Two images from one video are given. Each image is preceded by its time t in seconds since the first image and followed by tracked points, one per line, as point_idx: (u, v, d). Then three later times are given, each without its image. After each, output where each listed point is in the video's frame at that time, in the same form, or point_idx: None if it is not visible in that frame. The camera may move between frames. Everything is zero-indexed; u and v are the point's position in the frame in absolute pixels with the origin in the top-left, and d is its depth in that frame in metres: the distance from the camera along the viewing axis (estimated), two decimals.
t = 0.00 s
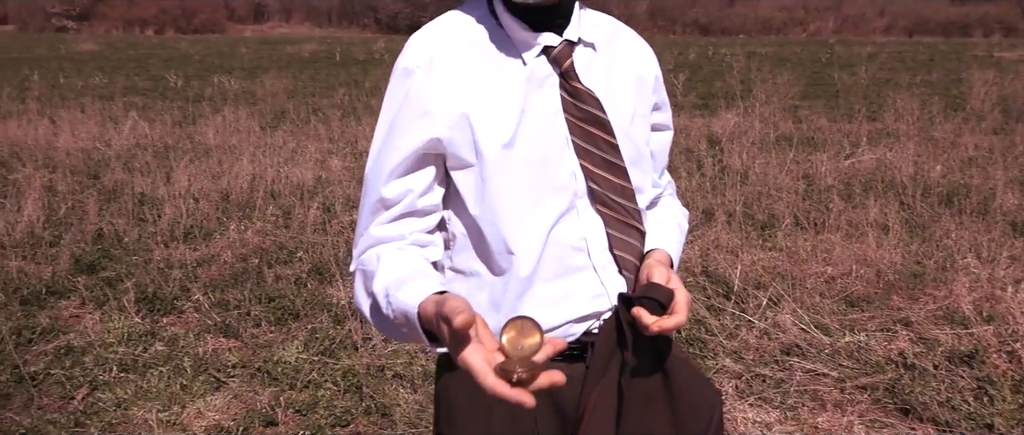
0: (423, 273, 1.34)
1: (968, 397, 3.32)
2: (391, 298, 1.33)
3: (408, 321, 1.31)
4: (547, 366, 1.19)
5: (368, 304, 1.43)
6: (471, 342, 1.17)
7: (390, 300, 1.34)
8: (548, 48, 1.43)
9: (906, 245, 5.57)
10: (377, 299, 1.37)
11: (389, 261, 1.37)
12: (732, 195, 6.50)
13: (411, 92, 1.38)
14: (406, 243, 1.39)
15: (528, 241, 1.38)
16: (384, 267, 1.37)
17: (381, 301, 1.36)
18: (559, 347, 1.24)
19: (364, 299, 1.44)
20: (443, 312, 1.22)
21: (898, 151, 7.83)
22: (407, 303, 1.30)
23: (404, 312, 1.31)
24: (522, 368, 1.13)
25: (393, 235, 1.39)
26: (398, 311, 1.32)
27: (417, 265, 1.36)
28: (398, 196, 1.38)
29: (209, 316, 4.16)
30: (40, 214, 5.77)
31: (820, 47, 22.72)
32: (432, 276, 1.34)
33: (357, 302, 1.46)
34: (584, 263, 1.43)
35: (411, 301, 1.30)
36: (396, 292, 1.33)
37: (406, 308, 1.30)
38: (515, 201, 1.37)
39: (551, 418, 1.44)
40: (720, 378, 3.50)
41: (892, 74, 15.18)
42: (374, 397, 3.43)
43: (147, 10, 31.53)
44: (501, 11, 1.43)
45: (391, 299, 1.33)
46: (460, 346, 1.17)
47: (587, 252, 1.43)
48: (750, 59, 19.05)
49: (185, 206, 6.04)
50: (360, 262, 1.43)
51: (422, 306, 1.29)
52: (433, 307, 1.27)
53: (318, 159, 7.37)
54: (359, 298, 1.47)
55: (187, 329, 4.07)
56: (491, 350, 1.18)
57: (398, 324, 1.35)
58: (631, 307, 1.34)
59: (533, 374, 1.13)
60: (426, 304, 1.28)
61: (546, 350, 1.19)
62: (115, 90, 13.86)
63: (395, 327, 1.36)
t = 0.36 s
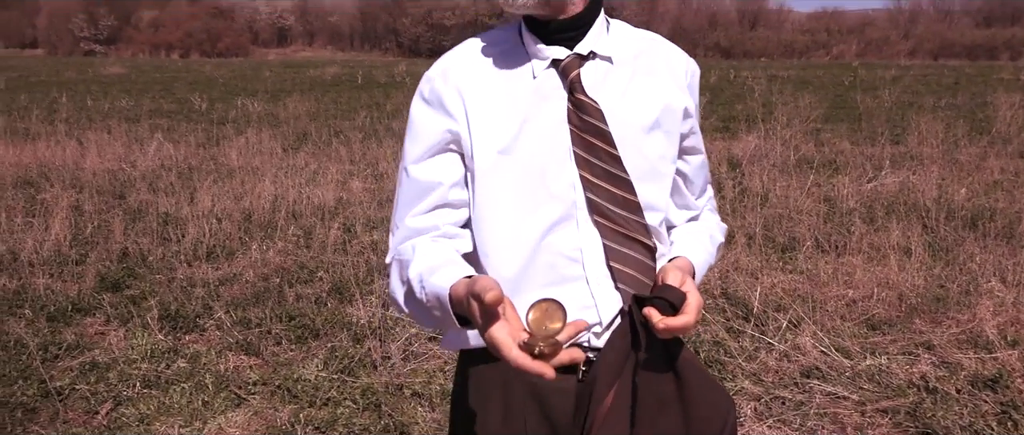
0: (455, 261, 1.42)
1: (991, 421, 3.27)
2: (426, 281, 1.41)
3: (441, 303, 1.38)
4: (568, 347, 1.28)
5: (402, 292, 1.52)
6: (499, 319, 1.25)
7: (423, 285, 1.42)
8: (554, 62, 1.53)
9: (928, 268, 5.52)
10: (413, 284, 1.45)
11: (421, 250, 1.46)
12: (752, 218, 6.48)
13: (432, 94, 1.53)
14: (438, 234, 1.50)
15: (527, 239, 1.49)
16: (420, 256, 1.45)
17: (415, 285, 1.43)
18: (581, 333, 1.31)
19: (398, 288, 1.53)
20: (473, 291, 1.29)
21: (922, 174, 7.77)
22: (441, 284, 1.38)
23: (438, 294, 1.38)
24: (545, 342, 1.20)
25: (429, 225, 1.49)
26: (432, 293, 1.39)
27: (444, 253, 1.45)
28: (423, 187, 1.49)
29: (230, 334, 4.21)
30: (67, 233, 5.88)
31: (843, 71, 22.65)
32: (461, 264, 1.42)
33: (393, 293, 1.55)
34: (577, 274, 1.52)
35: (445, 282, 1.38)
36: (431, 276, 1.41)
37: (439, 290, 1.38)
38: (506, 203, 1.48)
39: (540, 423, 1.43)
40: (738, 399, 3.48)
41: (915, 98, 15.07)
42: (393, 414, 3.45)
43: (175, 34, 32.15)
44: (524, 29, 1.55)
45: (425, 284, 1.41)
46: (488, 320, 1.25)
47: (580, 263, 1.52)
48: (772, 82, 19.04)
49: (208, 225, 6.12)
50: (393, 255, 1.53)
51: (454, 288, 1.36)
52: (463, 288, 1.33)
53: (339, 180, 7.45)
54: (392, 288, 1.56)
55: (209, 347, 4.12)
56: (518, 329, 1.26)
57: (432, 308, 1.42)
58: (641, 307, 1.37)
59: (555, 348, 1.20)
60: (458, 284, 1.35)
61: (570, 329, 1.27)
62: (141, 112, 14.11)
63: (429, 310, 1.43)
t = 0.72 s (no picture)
0: (458, 277, 1.60)
1: None
2: (432, 292, 1.59)
3: (443, 313, 1.55)
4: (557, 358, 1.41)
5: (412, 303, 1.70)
6: (492, 329, 1.43)
7: (430, 296, 1.59)
8: (560, 92, 1.70)
9: (937, 295, 5.49)
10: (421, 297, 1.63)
11: (429, 264, 1.65)
12: (759, 246, 6.48)
13: (454, 122, 1.76)
14: (452, 249, 1.70)
15: (528, 257, 1.68)
16: (431, 269, 1.63)
17: (423, 296, 1.61)
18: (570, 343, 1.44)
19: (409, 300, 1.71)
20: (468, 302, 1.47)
21: (931, 202, 7.76)
22: (444, 296, 1.55)
23: (441, 304, 1.55)
24: (532, 351, 1.36)
25: (443, 241, 1.70)
26: (436, 305, 1.57)
27: (450, 267, 1.64)
28: (434, 207, 1.71)
29: (238, 360, 4.24)
30: (78, 258, 5.93)
31: (853, 98, 22.67)
32: (464, 279, 1.59)
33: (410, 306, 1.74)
34: (570, 297, 1.68)
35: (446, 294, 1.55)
36: (436, 288, 1.58)
37: (442, 301, 1.55)
38: (505, 224, 1.68)
39: None
40: (743, 428, 3.49)
41: (926, 125, 15.05)
42: None
43: (187, 61, 32.51)
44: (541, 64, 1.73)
45: (432, 293, 1.59)
46: (480, 328, 1.44)
47: (574, 287, 1.67)
48: (782, 109, 19.06)
49: (218, 251, 6.17)
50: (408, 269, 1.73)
51: (455, 299, 1.53)
52: (462, 299, 1.51)
53: (348, 207, 7.50)
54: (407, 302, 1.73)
55: (216, 372, 4.15)
56: (508, 339, 1.43)
57: (435, 318, 1.59)
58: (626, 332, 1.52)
59: (542, 357, 1.37)
60: (458, 297, 1.52)
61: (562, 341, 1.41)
62: (153, 139, 14.25)
63: (433, 320, 1.60)
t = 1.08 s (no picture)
0: (456, 302, 1.61)
1: None
2: (429, 317, 1.60)
3: (440, 338, 1.56)
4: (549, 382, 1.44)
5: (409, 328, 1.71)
6: (487, 356, 1.45)
7: (428, 321, 1.61)
8: (560, 117, 1.72)
9: (940, 318, 5.47)
10: (419, 322, 1.64)
11: (426, 289, 1.67)
12: (761, 269, 6.47)
13: (453, 148, 1.78)
14: (449, 275, 1.71)
15: (527, 281, 1.70)
16: (429, 294, 1.65)
17: (420, 322, 1.62)
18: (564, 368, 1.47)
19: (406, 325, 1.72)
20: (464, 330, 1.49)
21: (934, 225, 7.77)
22: (440, 322, 1.57)
23: (438, 329, 1.57)
24: (525, 379, 1.39)
25: (441, 266, 1.71)
26: (433, 330, 1.58)
27: (444, 291, 1.65)
28: (430, 234, 1.73)
29: (239, 382, 4.24)
30: (81, 280, 5.96)
31: (856, 120, 22.73)
32: (460, 305, 1.61)
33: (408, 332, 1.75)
34: (571, 319, 1.69)
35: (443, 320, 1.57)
36: (434, 314, 1.60)
37: (439, 326, 1.56)
38: (503, 250, 1.70)
39: None
40: None
41: (929, 148, 15.07)
42: None
43: (193, 83, 32.76)
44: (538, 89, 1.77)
45: (428, 319, 1.60)
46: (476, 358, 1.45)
47: (575, 309, 1.69)
48: (785, 132, 19.10)
49: (220, 273, 6.19)
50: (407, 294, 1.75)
51: (450, 325, 1.55)
52: (458, 324, 1.52)
53: (351, 229, 7.52)
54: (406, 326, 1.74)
55: (218, 394, 4.15)
56: (504, 365, 1.45)
57: (433, 342, 1.61)
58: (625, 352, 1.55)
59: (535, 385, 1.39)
60: (455, 323, 1.53)
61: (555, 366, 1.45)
62: (158, 161, 14.33)
63: (430, 345, 1.61)
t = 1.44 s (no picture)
0: (456, 333, 1.61)
1: None
2: (431, 350, 1.60)
3: (446, 371, 1.56)
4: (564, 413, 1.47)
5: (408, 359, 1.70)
6: (503, 389, 1.46)
7: (430, 354, 1.60)
8: (565, 143, 1.73)
9: (942, 340, 5.46)
10: (419, 354, 1.64)
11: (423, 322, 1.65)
12: (763, 291, 6.45)
13: (445, 178, 1.74)
14: (445, 307, 1.68)
15: (529, 310, 1.70)
16: (426, 326, 1.64)
17: (421, 354, 1.62)
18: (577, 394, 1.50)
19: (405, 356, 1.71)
20: (474, 363, 1.49)
21: (935, 247, 7.77)
22: (445, 354, 1.56)
23: (442, 361, 1.56)
24: (542, 409, 1.43)
25: (435, 299, 1.68)
26: (437, 362, 1.58)
27: (444, 323, 1.64)
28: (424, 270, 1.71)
29: (240, 405, 4.24)
30: (82, 303, 5.96)
31: (858, 142, 22.78)
32: (461, 335, 1.60)
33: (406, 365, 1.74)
34: (581, 346, 1.71)
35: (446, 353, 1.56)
36: (435, 346, 1.59)
37: (444, 359, 1.56)
38: (509, 281, 1.69)
39: None
40: None
41: (931, 171, 15.10)
42: None
43: (196, 106, 32.95)
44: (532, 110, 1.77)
45: (430, 352, 1.60)
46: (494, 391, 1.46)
47: (583, 336, 1.71)
48: (787, 154, 19.14)
49: (222, 296, 6.19)
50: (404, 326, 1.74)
51: (457, 358, 1.55)
52: (467, 357, 1.52)
53: (352, 252, 7.54)
54: (403, 358, 1.73)
55: (218, 417, 4.15)
56: (518, 396, 1.47)
57: (436, 375, 1.60)
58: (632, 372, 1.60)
59: (552, 415, 1.43)
60: (462, 355, 1.53)
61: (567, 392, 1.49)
62: (160, 183, 14.37)
63: (433, 377, 1.61)
